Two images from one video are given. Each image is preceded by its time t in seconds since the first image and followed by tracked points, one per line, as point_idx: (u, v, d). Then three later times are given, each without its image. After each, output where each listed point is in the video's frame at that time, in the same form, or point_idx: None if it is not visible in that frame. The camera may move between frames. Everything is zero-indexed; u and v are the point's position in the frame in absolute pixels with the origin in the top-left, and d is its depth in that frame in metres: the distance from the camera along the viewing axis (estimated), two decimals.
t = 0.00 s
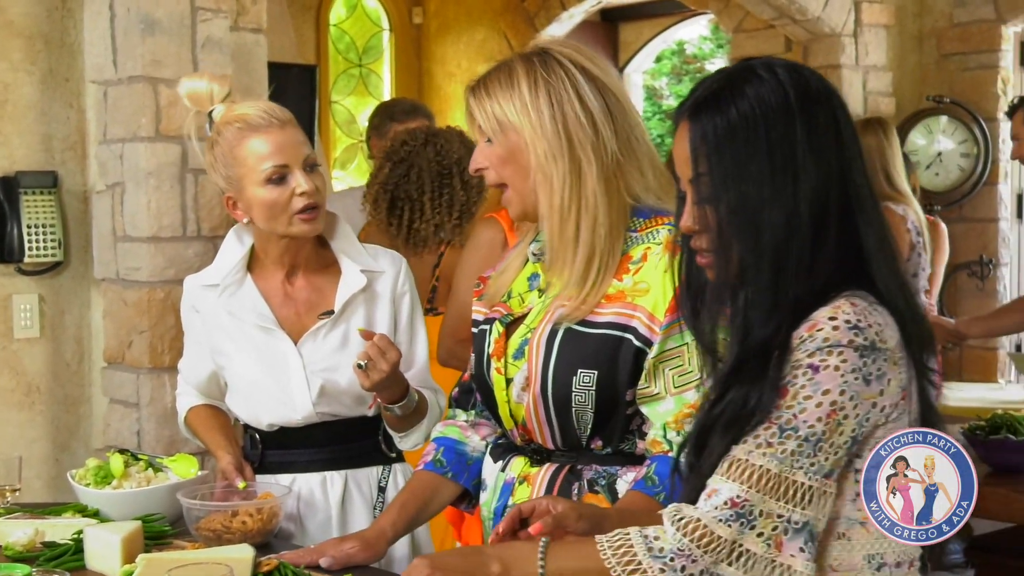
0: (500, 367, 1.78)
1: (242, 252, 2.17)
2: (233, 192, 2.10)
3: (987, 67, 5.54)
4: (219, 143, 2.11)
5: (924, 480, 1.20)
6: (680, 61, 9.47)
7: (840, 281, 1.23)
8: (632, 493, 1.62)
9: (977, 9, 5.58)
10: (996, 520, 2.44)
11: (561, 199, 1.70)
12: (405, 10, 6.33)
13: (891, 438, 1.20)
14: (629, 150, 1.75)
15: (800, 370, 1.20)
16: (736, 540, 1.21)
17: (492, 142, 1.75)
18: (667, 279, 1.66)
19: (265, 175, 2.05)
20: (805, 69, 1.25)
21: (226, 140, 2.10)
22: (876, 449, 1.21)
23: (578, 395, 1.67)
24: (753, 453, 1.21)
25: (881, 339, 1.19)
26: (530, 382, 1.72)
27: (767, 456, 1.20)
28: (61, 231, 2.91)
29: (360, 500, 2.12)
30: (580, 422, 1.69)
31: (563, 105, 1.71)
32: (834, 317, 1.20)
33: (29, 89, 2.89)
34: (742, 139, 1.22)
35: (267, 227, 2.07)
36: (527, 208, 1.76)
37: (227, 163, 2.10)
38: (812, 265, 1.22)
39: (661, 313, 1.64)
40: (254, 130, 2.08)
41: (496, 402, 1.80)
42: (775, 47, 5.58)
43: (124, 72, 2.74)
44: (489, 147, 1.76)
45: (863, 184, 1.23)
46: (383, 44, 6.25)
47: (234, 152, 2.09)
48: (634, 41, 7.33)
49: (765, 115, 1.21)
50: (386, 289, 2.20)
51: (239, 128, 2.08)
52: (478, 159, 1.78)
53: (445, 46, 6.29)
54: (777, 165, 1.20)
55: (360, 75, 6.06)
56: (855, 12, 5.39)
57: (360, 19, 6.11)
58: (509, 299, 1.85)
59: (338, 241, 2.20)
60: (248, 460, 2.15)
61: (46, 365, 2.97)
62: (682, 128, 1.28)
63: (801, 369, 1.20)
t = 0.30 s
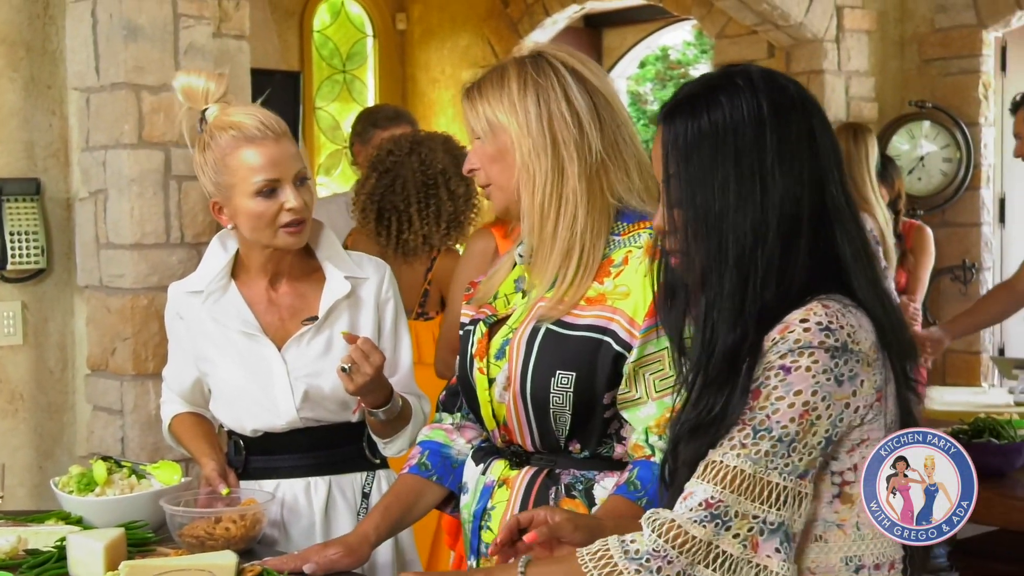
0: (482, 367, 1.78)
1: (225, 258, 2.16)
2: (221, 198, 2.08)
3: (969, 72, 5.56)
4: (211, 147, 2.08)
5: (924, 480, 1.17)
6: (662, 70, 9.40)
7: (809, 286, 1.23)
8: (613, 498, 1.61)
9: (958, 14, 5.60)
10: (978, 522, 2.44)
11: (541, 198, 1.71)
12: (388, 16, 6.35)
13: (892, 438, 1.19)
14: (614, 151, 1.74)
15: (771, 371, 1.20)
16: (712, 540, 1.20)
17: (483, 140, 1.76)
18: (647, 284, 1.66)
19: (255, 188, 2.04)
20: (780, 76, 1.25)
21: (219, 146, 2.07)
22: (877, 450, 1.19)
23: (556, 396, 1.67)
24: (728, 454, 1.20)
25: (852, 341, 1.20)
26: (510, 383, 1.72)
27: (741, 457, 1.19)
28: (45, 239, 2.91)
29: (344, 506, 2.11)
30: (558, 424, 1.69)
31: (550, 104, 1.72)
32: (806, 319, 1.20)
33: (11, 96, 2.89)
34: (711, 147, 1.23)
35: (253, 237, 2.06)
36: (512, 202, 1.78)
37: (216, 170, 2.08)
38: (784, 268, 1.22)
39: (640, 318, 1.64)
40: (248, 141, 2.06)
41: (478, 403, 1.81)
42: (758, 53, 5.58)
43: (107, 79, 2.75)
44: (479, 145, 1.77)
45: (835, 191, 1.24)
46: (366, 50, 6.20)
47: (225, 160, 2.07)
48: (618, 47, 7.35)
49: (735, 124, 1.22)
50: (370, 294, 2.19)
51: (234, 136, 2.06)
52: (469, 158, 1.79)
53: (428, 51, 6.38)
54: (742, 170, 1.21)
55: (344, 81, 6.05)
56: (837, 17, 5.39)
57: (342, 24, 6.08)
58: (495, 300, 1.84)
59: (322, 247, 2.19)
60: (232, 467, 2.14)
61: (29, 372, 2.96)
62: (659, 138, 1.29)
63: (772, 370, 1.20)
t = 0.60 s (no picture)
0: (483, 371, 1.78)
1: (226, 264, 2.15)
2: (224, 202, 2.06)
3: (968, 76, 5.56)
4: (217, 153, 2.05)
5: (924, 480, 1.20)
6: (663, 75, 9.43)
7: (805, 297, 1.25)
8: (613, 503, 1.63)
9: (957, 19, 5.60)
10: (978, 527, 2.44)
11: (541, 206, 1.70)
12: (387, 24, 6.38)
13: (891, 439, 1.20)
14: (611, 156, 1.74)
15: (779, 393, 1.22)
16: None
17: (479, 150, 1.76)
18: (647, 290, 1.66)
19: (260, 199, 2.02)
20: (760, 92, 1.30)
21: (226, 152, 2.04)
22: (875, 450, 1.21)
23: (555, 401, 1.67)
24: (773, 493, 1.23)
25: (852, 347, 1.21)
26: (510, 387, 1.72)
27: (786, 493, 1.22)
28: (44, 244, 2.91)
29: (343, 512, 2.11)
30: (557, 429, 1.69)
31: (546, 112, 1.71)
32: (801, 330, 1.22)
33: (10, 102, 2.89)
34: (706, 172, 1.28)
35: (255, 246, 2.05)
36: (515, 215, 1.77)
37: (223, 175, 2.05)
38: (775, 281, 1.25)
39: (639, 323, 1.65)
40: (257, 151, 2.03)
41: (478, 406, 1.81)
42: (757, 57, 5.53)
43: (106, 85, 2.76)
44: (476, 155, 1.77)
45: (834, 199, 1.25)
46: (366, 55, 6.25)
47: (233, 166, 2.04)
48: (617, 52, 7.34)
49: (723, 148, 1.28)
50: (369, 300, 2.19)
51: (243, 145, 2.03)
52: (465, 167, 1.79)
53: (428, 57, 6.37)
54: (729, 187, 1.27)
55: (343, 86, 6.06)
56: (837, 21, 5.38)
57: (343, 29, 6.10)
58: (496, 305, 1.85)
59: (322, 253, 2.18)
60: (231, 472, 2.14)
61: (29, 377, 2.96)
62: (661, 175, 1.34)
63: (778, 390, 1.22)
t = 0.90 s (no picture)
0: (487, 376, 1.64)
1: (223, 269, 2.01)
2: (220, 202, 1.94)
3: (993, 72, 5.50)
4: (206, 153, 1.95)
5: (924, 480, 1.11)
6: (673, 71, 8.99)
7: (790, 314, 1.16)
8: (620, 512, 1.49)
9: (979, 13, 5.53)
10: None
11: (621, 212, 1.57)
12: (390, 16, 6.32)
13: (892, 438, 1.10)
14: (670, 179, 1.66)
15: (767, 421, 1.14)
16: None
17: (546, 130, 1.60)
18: (658, 291, 1.51)
19: (255, 188, 1.90)
20: (747, 99, 1.22)
21: (214, 149, 1.94)
22: (876, 449, 1.10)
23: (562, 405, 1.53)
24: (784, 527, 1.13)
25: (832, 362, 1.12)
26: (514, 392, 1.58)
27: (796, 526, 1.12)
28: (33, 246, 2.83)
29: (344, 525, 2.02)
30: (564, 436, 1.55)
31: (642, 119, 1.61)
32: (778, 350, 1.14)
33: None
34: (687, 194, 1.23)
35: (253, 241, 1.92)
36: (550, 203, 1.62)
37: (214, 173, 1.94)
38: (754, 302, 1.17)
39: (651, 324, 1.50)
40: (246, 140, 1.92)
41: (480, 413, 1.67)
42: (774, 51, 5.46)
43: (97, 81, 2.68)
44: (540, 136, 1.60)
45: (807, 205, 1.16)
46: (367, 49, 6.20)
47: (223, 162, 1.93)
48: (627, 47, 7.30)
49: (702, 166, 1.22)
50: (373, 307, 2.05)
51: (230, 137, 1.93)
52: (513, 141, 1.61)
53: (432, 52, 6.30)
54: (712, 206, 1.21)
55: (343, 83, 6.00)
56: (856, 15, 5.32)
57: (342, 24, 6.03)
58: (496, 309, 1.71)
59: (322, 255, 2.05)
60: (228, 483, 2.04)
61: (18, 385, 2.88)
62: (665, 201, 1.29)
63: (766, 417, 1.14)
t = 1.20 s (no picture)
0: (513, 391, 1.55)
1: (227, 274, 1.91)
2: (229, 209, 1.86)
3: None
4: (218, 154, 1.85)
5: (923, 480, 0.93)
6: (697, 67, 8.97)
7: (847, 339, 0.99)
8: (643, 529, 1.41)
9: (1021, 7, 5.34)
10: None
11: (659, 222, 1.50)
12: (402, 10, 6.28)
13: (890, 437, 0.94)
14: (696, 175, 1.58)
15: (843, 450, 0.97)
16: None
17: (570, 140, 1.52)
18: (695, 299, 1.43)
19: (267, 199, 1.81)
20: (799, 96, 1.06)
21: (228, 152, 1.84)
22: (873, 449, 0.95)
23: (599, 423, 1.44)
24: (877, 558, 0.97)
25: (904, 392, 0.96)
26: (545, 408, 1.50)
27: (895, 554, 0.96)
28: (32, 249, 2.75)
29: (358, 538, 1.86)
30: (600, 454, 1.46)
31: (664, 119, 1.53)
32: (842, 377, 0.97)
33: None
34: (730, 200, 1.06)
35: (263, 252, 1.83)
36: (578, 219, 1.54)
37: (224, 177, 1.85)
38: (813, 324, 0.99)
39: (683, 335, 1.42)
40: (261, 146, 1.83)
41: (507, 429, 1.58)
42: (802, 47, 5.40)
43: (99, 78, 2.62)
44: (564, 148, 1.52)
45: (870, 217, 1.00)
46: (378, 45, 6.15)
47: (236, 166, 1.84)
48: (649, 42, 7.21)
49: (750, 169, 1.04)
50: (386, 314, 1.94)
51: (245, 141, 1.83)
52: (536, 154, 1.52)
53: (446, 48, 6.23)
54: (762, 217, 1.03)
55: (353, 79, 5.92)
56: (887, 9, 5.24)
57: (353, 18, 5.95)
58: (519, 319, 1.63)
59: (336, 263, 1.93)
60: (235, 497, 1.89)
61: (17, 394, 2.80)
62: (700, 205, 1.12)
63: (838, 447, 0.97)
